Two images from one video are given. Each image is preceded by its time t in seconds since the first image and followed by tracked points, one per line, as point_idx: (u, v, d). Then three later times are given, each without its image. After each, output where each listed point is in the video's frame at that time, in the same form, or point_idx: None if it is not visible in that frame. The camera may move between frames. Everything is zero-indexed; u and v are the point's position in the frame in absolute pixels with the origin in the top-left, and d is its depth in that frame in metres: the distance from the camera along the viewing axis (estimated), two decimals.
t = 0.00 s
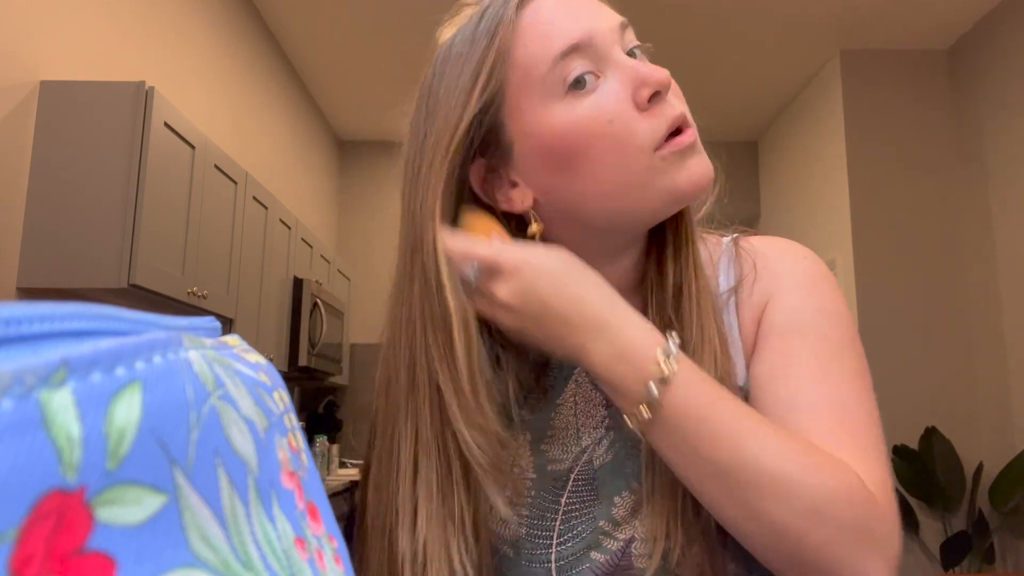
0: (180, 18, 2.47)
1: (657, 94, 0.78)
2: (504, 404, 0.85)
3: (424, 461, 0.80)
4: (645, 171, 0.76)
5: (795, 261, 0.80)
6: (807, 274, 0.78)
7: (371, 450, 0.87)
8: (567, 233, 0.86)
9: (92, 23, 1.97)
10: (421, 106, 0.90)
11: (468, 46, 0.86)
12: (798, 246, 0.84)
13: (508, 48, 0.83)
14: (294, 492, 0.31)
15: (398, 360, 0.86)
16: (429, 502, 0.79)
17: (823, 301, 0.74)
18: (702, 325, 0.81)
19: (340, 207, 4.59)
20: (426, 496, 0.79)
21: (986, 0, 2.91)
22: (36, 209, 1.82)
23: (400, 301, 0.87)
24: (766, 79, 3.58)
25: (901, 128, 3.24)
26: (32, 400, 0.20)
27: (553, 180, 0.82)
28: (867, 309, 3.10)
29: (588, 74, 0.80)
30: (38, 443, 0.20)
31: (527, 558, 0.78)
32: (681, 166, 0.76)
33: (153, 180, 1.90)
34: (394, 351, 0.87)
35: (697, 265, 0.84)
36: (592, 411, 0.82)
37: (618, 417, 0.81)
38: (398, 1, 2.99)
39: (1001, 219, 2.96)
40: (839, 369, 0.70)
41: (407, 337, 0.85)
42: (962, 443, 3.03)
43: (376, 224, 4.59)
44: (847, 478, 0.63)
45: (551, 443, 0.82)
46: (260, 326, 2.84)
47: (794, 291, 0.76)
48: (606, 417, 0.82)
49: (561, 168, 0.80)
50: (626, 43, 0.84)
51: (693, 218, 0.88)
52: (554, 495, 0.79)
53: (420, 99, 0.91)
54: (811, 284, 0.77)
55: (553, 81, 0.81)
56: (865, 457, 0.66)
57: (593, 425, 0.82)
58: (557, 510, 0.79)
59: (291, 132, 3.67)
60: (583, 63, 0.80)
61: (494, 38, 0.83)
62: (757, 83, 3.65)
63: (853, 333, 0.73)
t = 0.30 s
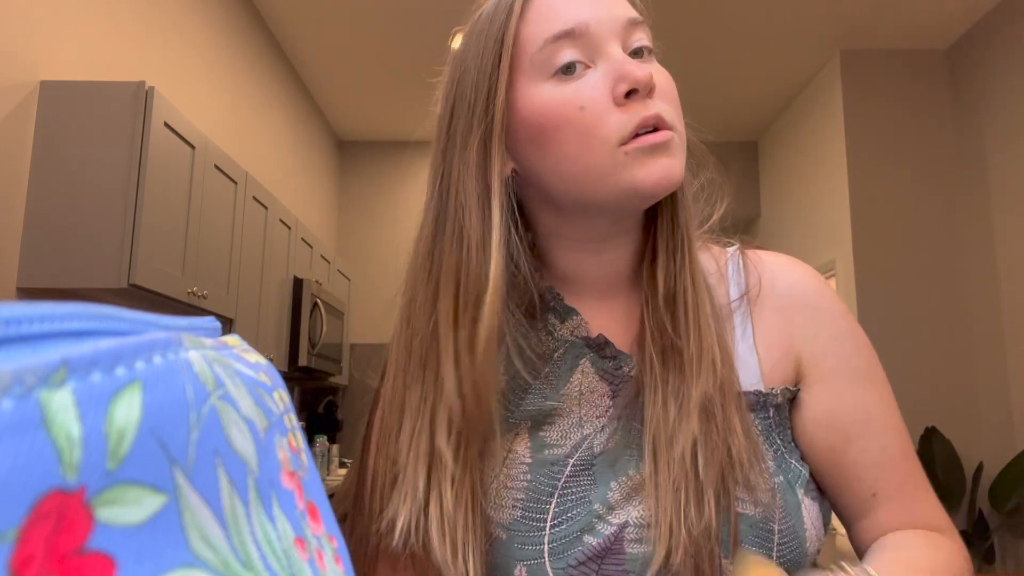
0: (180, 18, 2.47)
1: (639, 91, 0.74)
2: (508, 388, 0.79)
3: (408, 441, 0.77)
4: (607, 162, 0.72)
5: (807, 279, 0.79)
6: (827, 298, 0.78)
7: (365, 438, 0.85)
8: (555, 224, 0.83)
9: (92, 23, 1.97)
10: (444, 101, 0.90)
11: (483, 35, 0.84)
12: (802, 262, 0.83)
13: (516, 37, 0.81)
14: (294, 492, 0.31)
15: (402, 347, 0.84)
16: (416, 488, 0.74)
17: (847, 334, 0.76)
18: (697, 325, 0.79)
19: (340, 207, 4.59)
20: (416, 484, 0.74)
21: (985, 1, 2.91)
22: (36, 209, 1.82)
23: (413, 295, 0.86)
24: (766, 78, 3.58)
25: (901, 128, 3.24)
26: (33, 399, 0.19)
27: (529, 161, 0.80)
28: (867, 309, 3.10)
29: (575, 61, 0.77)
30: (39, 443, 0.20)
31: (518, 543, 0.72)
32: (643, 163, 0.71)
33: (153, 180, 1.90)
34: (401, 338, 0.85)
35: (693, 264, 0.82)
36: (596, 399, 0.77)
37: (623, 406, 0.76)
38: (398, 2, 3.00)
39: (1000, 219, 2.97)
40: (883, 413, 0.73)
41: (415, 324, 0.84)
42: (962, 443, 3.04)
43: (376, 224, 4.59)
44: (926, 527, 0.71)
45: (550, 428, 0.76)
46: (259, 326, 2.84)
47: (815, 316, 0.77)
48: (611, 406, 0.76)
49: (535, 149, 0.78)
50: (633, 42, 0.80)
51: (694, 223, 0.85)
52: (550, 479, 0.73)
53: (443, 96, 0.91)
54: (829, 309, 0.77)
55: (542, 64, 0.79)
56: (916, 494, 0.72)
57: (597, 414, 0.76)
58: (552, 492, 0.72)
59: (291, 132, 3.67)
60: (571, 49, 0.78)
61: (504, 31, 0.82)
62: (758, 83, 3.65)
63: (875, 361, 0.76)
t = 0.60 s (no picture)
0: (180, 18, 2.47)
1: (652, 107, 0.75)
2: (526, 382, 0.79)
3: (434, 438, 0.77)
4: (616, 178, 0.74)
5: (816, 292, 0.79)
6: (832, 312, 0.78)
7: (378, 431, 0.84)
8: (568, 226, 0.84)
9: (92, 23, 1.97)
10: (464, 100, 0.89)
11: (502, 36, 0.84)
12: (815, 274, 0.82)
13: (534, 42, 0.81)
14: (294, 492, 0.31)
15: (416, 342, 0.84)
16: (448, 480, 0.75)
17: (849, 350, 0.76)
18: (710, 329, 0.78)
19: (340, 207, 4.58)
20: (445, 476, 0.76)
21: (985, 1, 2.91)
22: (36, 209, 1.82)
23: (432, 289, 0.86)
24: (766, 78, 3.58)
25: (901, 128, 3.24)
26: (33, 400, 0.19)
27: (542, 169, 0.81)
28: (867, 309, 3.10)
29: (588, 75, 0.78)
30: (39, 443, 0.20)
31: (531, 533, 0.72)
32: (652, 181, 0.73)
33: (153, 180, 1.91)
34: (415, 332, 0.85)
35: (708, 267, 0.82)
36: (610, 396, 0.77)
37: (637, 404, 0.76)
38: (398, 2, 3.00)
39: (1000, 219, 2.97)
40: (870, 431, 0.74)
41: (431, 319, 0.84)
42: (962, 443, 3.04)
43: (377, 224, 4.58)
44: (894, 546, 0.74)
45: (565, 423, 0.76)
46: (259, 326, 2.84)
47: (821, 330, 0.77)
48: (624, 403, 0.76)
49: (547, 159, 0.79)
50: (650, 51, 0.80)
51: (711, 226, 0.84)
52: (565, 472, 0.73)
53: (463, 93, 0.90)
54: (834, 324, 0.77)
55: (557, 74, 0.79)
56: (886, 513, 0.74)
57: (611, 410, 0.76)
58: (566, 485, 0.72)
59: (292, 132, 3.67)
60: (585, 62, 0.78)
61: (523, 37, 0.81)
62: (758, 83, 3.65)
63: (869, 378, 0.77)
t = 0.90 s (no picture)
0: (180, 18, 2.47)
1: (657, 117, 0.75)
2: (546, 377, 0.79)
3: (481, 438, 0.75)
4: (620, 184, 0.74)
5: (827, 294, 0.78)
6: (843, 315, 0.77)
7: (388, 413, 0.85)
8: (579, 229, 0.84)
9: (93, 23, 1.97)
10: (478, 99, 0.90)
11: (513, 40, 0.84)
12: (826, 277, 0.81)
13: (544, 46, 0.81)
14: (294, 492, 0.31)
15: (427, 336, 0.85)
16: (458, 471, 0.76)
17: (860, 353, 0.75)
18: (717, 327, 0.79)
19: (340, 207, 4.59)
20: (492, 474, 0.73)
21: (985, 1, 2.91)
22: (36, 208, 1.82)
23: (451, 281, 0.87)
24: (766, 78, 3.58)
25: (902, 128, 3.24)
26: (33, 399, 0.19)
27: (550, 170, 0.82)
28: (867, 309, 3.10)
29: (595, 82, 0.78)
30: (38, 443, 0.20)
31: (534, 522, 0.73)
32: (655, 188, 0.73)
33: (153, 180, 1.91)
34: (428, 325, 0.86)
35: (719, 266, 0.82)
36: (617, 390, 0.78)
37: (643, 398, 0.77)
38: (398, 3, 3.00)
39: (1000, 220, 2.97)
40: (879, 435, 0.73)
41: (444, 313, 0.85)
42: (962, 443, 3.04)
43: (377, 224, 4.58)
44: (903, 553, 0.73)
45: (571, 415, 0.77)
46: (259, 326, 2.84)
47: (830, 333, 0.76)
48: (630, 397, 0.78)
49: (555, 161, 0.80)
50: (659, 57, 0.79)
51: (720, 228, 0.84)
52: (569, 463, 0.74)
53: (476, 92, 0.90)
54: (845, 327, 0.77)
55: (565, 81, 0.80)
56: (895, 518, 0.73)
57: (617, 404, 0.77)
58: (570, 475, 0.74)
59: (292, 133, 3.67)
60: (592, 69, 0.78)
61: (533, 41, 0.81)
62: (758, 83, 3.65)
63: (881, 381, 0.76)
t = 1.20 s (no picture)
0: (180, 18, 2.47)
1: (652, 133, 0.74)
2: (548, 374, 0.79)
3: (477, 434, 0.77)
4: (614, 196, 0.75)
5: (831, 295, 0.78)
6: (849, 316, 0.77)
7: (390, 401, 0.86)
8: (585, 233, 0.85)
9: (93, 23, 1.97)
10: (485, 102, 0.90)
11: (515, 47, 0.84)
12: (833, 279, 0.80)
13: (545, 54, 0.81)
14: (294, 492, 0.31)
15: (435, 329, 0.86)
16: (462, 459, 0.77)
17: (865, 355, 0.75)
18: (722, 330, 0.79)
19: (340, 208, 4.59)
20: (489, 467, 0.75)
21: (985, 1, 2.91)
22: (36, 208, 1.82)
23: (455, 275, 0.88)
24: (766, 78, 3.58)
25: (901, 128, 3.24)
26: (33, 400, 0.19)
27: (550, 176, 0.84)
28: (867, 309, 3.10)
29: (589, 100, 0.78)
30: (39, 443, 0.20)
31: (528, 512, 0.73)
32: (648, 201, 0.74)
33: (153, 180, 1.91)
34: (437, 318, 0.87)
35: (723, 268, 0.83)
36: (619, 385, 0.77)
37: (645, 392, 0.77)
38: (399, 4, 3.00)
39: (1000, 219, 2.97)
40: (881, 437, 0.73)
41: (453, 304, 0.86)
42: (962, 442, 3.04)
43: (377, 224, 4.58)
44: (903, 556, 0.71)
45: (573, 408, 0.77)
46: (260, 326, 2.84)
47: (835, 335, 0.76)
48: (631, 392, 0.77)
49: (556, 170, 0.82)
50: (659, 68, 0.78)
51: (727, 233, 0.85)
52: (567, 455, 0.74)
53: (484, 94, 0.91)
54: (851, 330, 0.76)
55: (563, 92, 0.80)
56: (897, 518, 0.72)
57: (617, 398, 0.77)
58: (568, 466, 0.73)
59: (292, 133, 3.67)
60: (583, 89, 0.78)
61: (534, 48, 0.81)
62: (758, 83, 3.65)
63: (886, 385, 0.75)
